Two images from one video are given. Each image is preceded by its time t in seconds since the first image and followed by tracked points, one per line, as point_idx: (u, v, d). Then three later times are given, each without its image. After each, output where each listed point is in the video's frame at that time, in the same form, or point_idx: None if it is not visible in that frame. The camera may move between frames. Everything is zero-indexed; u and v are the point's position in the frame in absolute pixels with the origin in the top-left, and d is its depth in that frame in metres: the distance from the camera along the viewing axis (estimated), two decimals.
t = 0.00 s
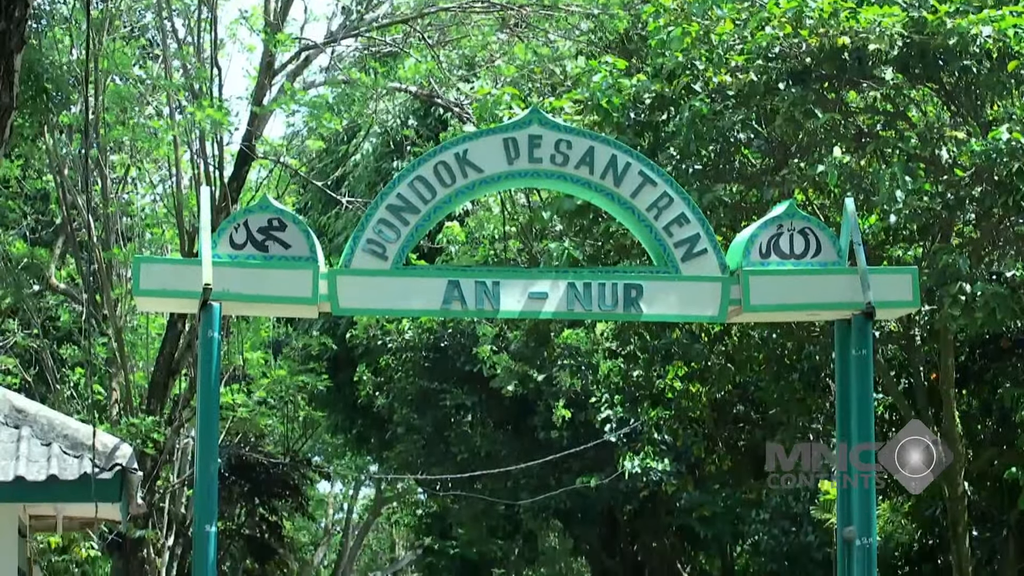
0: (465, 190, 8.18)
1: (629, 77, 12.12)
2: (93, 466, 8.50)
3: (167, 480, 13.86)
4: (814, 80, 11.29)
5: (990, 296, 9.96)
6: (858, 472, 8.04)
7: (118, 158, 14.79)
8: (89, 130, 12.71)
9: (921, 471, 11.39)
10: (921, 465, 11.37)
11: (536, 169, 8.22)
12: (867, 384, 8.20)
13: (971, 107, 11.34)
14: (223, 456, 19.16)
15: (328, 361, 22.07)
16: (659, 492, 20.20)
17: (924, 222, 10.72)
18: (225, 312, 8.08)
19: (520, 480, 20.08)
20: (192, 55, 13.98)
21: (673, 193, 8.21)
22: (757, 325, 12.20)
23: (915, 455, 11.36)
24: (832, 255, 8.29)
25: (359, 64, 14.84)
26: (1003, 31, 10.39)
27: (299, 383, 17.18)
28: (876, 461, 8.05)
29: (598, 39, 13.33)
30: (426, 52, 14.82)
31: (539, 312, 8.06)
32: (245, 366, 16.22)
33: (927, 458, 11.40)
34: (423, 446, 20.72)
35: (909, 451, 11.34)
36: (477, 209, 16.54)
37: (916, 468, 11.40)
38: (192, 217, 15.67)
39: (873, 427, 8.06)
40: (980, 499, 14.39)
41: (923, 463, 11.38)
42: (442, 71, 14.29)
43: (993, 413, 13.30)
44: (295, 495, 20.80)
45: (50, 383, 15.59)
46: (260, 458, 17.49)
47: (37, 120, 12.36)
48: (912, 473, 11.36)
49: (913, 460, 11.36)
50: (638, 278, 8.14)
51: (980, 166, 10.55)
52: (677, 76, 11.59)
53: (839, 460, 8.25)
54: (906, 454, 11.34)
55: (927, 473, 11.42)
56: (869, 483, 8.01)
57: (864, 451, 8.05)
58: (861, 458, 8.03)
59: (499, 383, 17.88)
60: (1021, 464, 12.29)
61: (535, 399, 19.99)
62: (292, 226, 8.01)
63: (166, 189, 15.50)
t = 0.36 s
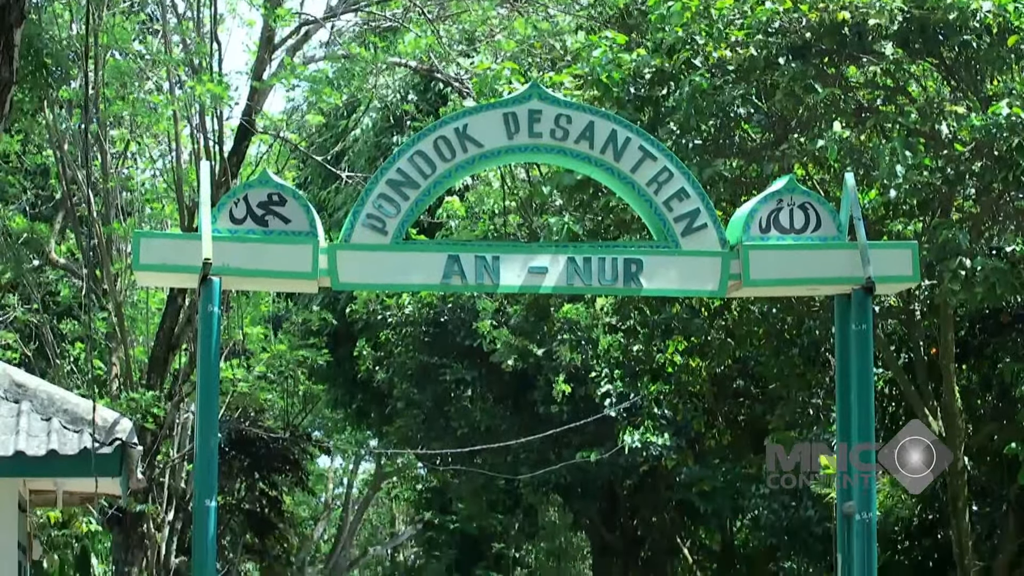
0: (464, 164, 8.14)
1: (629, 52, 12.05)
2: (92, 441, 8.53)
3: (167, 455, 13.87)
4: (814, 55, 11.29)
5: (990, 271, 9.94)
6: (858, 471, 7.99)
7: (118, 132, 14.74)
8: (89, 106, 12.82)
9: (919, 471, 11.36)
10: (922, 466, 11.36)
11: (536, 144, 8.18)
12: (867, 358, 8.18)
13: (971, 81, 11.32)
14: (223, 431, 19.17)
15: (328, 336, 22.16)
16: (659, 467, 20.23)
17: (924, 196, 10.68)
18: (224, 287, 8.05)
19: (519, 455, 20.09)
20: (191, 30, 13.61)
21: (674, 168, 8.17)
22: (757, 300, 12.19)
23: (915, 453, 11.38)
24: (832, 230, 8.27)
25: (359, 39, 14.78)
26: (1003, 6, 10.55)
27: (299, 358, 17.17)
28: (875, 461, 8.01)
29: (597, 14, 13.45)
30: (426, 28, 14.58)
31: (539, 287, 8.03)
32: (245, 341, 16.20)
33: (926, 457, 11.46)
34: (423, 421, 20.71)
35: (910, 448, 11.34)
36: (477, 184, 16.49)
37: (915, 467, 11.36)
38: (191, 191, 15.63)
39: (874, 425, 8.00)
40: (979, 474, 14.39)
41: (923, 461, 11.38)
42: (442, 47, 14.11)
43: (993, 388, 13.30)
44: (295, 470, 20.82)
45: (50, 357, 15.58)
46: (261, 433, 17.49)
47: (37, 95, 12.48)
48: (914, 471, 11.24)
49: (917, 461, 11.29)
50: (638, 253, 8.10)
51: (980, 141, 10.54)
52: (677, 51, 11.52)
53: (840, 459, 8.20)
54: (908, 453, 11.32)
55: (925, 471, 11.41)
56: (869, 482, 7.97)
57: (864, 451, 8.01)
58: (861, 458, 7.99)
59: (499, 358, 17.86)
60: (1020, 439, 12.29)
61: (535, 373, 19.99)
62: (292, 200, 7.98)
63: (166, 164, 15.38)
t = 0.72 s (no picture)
0: (464, 137, 8.10)
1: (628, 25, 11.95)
2: (92, 413, 8.50)
3: (167, 427, 13.90)
4: (814, 28, 11.23)
5: (990, 243, 9.90)
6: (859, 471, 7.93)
7: (119, 105, 14.68)
8: (88, 78, 12.78)
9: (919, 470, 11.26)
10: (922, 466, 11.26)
11: (536, 116, 8.14)
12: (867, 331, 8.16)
13: (971, 54, 11.29)
14: (223, 403, 19.20)
15: (328, 308, 22.15)
16: (659, 440, 20.26)
17: (924, 168, 10.62)
18: (224, 260, 8.03)
19: (519, 428, 20.08)
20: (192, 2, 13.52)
21: (674, 140, 8.12)
22: (757, 273, 12.16)
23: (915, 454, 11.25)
24: (832, 202, 8.23)
25: (359, 11, 14.40)
26: None
27: (299, 330, 17.15)
28: (876, 460, 7.94)
29: None
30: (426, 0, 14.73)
31: (539, 259, 8.00)
32: (246, 314, 16.18)
33: (927, 458, 11.47)
34: (423, 393, 20.69)
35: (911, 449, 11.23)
36: (477, 157, 16.44)
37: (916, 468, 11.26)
38: (191, 163, 15.60)
39: (874, 428, 7.95)
40: (979, 446, 14.41)
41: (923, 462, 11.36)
42: (443, 19, 14.42)
43: (993, 360, 13.29)
44: (295, 442, 20.87)
45: (50, 330, 15.57)
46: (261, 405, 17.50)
47: (39, 69, 12.46)
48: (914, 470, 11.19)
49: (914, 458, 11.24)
50: (638, 225, 8.08)
51: (980, 113, 10.45)
52: (676, 23, 11.43)
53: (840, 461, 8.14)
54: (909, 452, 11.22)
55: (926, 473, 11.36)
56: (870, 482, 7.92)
57: (864, 451, 7.95)
58: (861, 457, 7.92)
59: (498, 330, 17.85)
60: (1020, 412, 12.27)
61: (535, 346, 19.97)
62: (292, 172, 7.95)
63: (166, 137, 15.43)
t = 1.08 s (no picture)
0: (464, 105, 8.05)
1: None
2: (93, 381, 8.53)
3: (167, 396, 13.95)
4: None
5: (990, 212, 9.88)
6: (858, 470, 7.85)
7: (118, 74, 14.62)
8: (88, 46, 12.96)
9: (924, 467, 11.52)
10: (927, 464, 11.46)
11: (536, 85, 8.09)
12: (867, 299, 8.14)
13: (971, 22, 11.23)
14: (224, 371, 19.24)
15: (328, 276, 22.16)
16: (659, 408, 20.28)
17: (923, 137, 10.56)
18: (224, 229, 7.99)
19: (519, 396, 20.10)
20: None
21: (674, 108, 8.09)
22: (757, 241, 12.12)
23: (922, 456, 11.46)
24: (832, 170, 8.23)
25: None
26: None
27: (299, 298, 17.14)
28: (877, 460, 7.82)
29: None
30: None
31: (539, 227, 7.97)
32: (246, 282, 16.16)
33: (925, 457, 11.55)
34: (424, 360, 20.73)
35: (918, 448, 11.43)
36: (477, 125, 16.39)
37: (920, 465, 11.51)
38: (191, 132, 15.56)
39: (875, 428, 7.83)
40: (979, 414, 14.42)
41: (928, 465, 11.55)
42: None
43: (993, 329, 13.25)
44: (295, 410, 20.87)
45: (50, 298, 15.57)
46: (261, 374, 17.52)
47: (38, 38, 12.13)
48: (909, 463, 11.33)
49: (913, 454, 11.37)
50: (638, 193, 8.04)
51: (980, 81, 10.39)
52: None
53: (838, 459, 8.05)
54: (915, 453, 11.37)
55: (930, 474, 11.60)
56: (870, 483, 7.82)
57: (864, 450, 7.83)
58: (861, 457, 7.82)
59: (498, 298, 17.83)
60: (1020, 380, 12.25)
61: (535, 314, 19.95)
62: (292, 140, 7.92)
63: (166, 105, 15.29)
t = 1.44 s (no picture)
0: (464, 71, 8.00)
1: None
2: (93, 346, 8.52)
3: (167, 361, 13.97)
4: None
5: (990, 177, 9.85)
6: (858, 471, 7.77)
7: (119, 40, 14.57)
8: (90, 12, 13.11)
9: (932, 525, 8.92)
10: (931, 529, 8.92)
11: (536, 50, 8.02)
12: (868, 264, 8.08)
13: None
14: (224, 337, 19.26)
15: (329, 242, 22.16)
16: (659, 373, 20.30)
17: (924, 103, 10.51)
18: (225, 194, 7.93)
19: (519, 361, 20.08)
20: None
21: (674, 74, 8.01)
22: (757, 207, 12.07)
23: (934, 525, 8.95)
24: (832, 135, 8.16)
25: None
26: None
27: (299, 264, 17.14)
28: (878, 461, 7.75)
29: None
30: None
31: (539, 192, 7.93)
32: (246, 248, 16.16)
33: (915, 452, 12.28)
34: (423, 326, 20.64)
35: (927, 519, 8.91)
36: (478, 91, 16.32)
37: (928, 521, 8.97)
38: (191, 98, 15.50)
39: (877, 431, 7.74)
40: (979, 380, 14.44)
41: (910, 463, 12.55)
42: None
43: (993, 295, 13.24)
44: (295, 375, 21.14)
45: (49, 264, 15.57)
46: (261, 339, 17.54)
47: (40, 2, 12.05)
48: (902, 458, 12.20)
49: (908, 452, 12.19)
50: (638, 158, 7.99)
51: (980, 48, 10.44)
52: None
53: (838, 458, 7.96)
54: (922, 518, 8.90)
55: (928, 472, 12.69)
56: (870, 483, 7.77)
57: (864, 451, 7.73)
58: (861, 458, 7.72)
59: (499, 264, 17.83)
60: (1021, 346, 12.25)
61: (535, 279, 19.95)
62: (292, 106, 7.89)
63: (166, 71, 15.25)
